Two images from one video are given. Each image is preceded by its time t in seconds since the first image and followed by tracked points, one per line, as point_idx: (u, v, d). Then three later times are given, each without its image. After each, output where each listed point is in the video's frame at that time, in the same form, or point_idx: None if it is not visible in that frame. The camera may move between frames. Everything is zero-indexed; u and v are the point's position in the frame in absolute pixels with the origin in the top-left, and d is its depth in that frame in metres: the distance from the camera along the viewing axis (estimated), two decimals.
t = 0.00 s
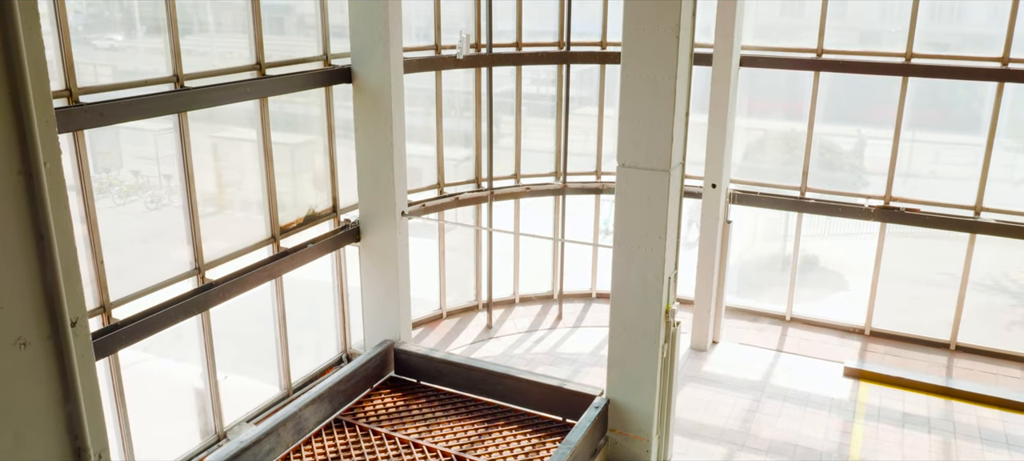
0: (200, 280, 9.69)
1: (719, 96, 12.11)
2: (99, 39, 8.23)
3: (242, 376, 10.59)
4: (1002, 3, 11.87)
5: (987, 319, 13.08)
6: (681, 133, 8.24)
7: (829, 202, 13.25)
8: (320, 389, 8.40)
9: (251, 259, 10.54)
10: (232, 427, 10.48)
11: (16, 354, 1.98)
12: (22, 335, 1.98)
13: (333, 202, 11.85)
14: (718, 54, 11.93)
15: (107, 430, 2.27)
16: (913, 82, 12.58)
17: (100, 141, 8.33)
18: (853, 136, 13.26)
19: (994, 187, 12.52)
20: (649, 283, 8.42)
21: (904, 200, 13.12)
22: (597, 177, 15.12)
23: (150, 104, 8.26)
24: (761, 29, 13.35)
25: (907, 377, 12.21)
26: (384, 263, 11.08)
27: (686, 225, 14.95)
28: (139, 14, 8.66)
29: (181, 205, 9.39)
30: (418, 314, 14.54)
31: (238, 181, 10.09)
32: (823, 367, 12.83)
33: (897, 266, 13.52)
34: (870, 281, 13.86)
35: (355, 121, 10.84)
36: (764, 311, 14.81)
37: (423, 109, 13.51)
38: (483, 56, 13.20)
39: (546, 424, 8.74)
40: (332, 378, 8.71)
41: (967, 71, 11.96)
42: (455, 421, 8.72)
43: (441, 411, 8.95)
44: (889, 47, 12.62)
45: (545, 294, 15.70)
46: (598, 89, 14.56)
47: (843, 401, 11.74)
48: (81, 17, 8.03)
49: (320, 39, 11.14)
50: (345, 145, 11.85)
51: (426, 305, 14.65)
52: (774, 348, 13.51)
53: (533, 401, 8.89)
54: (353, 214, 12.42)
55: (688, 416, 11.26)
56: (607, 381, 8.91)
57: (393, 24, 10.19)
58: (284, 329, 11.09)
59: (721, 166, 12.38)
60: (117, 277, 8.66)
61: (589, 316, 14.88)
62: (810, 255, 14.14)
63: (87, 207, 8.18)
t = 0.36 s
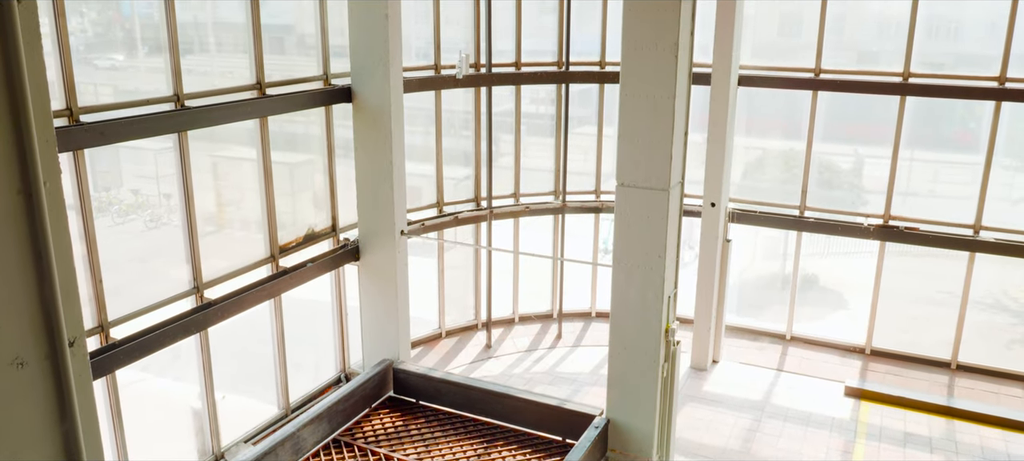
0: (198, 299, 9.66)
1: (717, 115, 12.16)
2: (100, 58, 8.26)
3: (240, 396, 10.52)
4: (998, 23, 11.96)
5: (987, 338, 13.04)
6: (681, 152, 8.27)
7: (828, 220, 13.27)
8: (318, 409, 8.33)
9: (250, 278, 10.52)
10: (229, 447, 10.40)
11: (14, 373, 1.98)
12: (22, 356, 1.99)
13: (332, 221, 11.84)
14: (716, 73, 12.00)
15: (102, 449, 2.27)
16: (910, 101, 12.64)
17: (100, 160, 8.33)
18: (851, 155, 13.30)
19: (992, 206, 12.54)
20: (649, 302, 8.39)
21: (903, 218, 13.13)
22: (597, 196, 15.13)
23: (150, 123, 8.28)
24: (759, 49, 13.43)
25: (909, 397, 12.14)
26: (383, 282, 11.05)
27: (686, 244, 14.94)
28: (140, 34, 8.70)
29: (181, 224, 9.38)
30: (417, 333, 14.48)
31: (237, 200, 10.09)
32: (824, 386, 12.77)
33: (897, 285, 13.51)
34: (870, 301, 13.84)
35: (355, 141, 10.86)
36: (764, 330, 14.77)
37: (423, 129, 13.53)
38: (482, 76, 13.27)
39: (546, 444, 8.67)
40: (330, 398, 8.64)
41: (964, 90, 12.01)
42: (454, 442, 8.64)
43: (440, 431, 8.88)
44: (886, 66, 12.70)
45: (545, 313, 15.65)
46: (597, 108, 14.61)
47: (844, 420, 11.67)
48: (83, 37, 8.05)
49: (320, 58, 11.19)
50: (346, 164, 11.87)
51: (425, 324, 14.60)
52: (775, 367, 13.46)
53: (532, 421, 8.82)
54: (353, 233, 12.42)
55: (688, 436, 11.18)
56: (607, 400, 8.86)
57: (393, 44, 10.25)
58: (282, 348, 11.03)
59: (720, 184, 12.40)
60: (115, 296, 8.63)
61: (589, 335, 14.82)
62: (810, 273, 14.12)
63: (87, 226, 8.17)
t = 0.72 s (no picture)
0: (196, 318, 9.62)
1: (716, 134, 12.19)
2: (101, 77, 8.27)
3: (238, 417, 10.44)
4: (994, 43, 12.04)
5: (988, 357, 13.00)
6: (679, 171, 8.27)
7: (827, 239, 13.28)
8: (316, 429, 8.26)
9: (249, 297, 10.48)
10: None
11: (9, 394, 1.93)
12: (18, 377, 1.95)
13: (331, 240, 11.83)
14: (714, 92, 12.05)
15: None
16: (908, 120, 12.70)
17: (99, 179, 8.32)
18: (849, 174, 13.33)
19: (991, 225, 12.56)
20: (649, 321, 8.36)
21: (902, 237, 13.14)
22: (596, 214, 15.15)
23: (149, 142, 8.29)
24: (757, 68, 13.52)
25: (910, 416, 12.08)
26: (383, 301, 11.02)
27: (685, 263, 14.93)
28: (141, 53, 8.72)
29: (180, 243, 9.35)
30: (416, 353, 14.42)
31: (236, 219, 10.08)
32: (825, 406, 12.69)
33: (897, 304, 13.49)
34: (870, 320, 13.80)
35: (355, 160, 10.88)
36: (764, 350, 14.71)
37: (422, 147, 13.55)
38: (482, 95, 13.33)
39: None
40: (328, 418, 8.57)
41: (962, 109, 12.07)
42: None
43: (439, 452, 8.80)
44: (884, 85, 12.76)
45: (544, 333, 15.60)
46: (596, 128, 14.66)
47: (845, 440, 11.59)
48: (84, 57, 8.06)
49: (320, 78, 11.24)
50: (345, 183, 11.89)
51: (424, 344, 14.54)
52: (775, 387, 13.40)
53: (532, 441, 8.73)
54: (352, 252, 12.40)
55: (689, 457, 11.08)
56: (606, 420, 8.80)
57: (393, 64, 10.29)
58: (281, 368, 10.97)
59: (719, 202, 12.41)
60: (113, 315, 8.59)
61: (589, 354, 14.76)
62: (809, 292, 14.09)
63: (85, 244, 8.14)
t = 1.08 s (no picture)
0: (195, 338, 9.58)
1: (714, 153, 12.22)
2: (102, 97, 8.29)
3: (235, 437, 10.35)
4: (991, 64, 12.12)
5: (990, 376, 12.95)
6: (679, 190, 8.27)
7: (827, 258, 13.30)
8: (314, 449, 8.20)
9: (247, 316, 10.44)
10: None
11: (9, 412, 2.15)
12: (17, 397, 2.16)
13: (330, 259, 11.81)
14: (712, 111, 12.09)
15: None
16: (906, 140, 12.75)
17: (99, 198, 8.32)
18: (848, 193, 13.36)
19: (990, 244, 12.57)
20: (649, 340, 8.32)
21: (902, 256, 13.14)
22: (595, 233, 15.15)
23: (149, 162, 8.30)
24: (755, 87, 13.60)
25: (912, 436, 12.00)
26: (382, 320, 10.97)
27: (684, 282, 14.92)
28: (142, 73, 8.75)
29: (178, 262, 9.32)
30: (415, 372, 14.34)
31: (235, 238, 10.06)
32: (826, 425, 12.62)
33: (897, 323, 13.45)
34: (870, 339, 13.77)
35: (354, 179, 10.91)
36: (764, 369, 14.65)
37: (421, 166, 13.56)
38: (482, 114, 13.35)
39: None
40: (326, 438, 8.51)
41: (960, 128, 12.12)
42: None
43: None
44: (882, 104, 12.83)
45: (543, 352, 15.53)
46: (595, 147, 14.70)
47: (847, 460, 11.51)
48: (86, 76, 8.08)
49: (320, 98, 11.28)
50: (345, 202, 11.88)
51: (423, 363, 14.47)
52: (776, 406, 13.33)
53: None
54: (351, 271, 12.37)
55: None
56: (607, 440, 8.75)
57: (393, 82, 10.38)
58: (279, 388, 10.90)
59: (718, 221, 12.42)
60: (111, 334, 8.53)
61: (589, 374, 14.69)
62: (809, 312, 14.06)
63: (84, 264, 8.12)
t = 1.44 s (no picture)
0: (193, 357, 9.53)
1: (713, 172, 12.25)
2: (102, 116, 8.30)
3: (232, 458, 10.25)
4: (988, 82, 12.15)
5: (991, 396, 12.89)
6: (678, 209, 8.27)
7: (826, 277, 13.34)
8: None
9: (245, 336, 10.38)
10: None
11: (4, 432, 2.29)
12: (12, 417, 2.30)
13: (329, 278, 11.78)
14: (711, 131, 12.13)
15: None
16: (904, 159, 12.79)
17: (99, 217, 8.30)
18: (847, 212, 13.38)
19: (990, 262, 12.56)
20: (649, 359, 8.27)
21: (901, 275, 13.15)
22: (594, 252, 15.15)
23: (148, 181, 8.30)
24: (752, 107, 13.73)
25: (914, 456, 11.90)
26: (380, 340, 10.94)
27: (684, 301, 14.88)
28: (142, 93, 8.77)
29: (177, 281, 9.28)
30: (413, 392, 14.26)
31: (234, 257, 10.03)
32: (827, 445, 12.53)
33: (898, 342, 13.41)
34: (870, 358, 13.71)
35: (354, 199, 10.95)
36: (765, 389, 14.58)
37: (421, 186, 13.58)
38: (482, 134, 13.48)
39: None
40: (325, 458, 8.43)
41: (958, 147, 12.16)
42: None
43: None
44: (880, 124, 12.90)
45: (543, 372, 15.45)
46: (593, 167, 14.72)
47: None
48: (86, 96, 8.09)
49: (320, 117, 11.31)
50: (345, 221, 11.88)
51: (422, 383, 14.39)
52: (777, 427, 13.24)
53: None
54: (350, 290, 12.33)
55: None
56: None
57: (393, 101, 10.40)
58: (277, 408, 10.82)
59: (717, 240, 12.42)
60: (109, 354, 8.48)
61: (588, 393, 14.61)
62: (809, 331, 14.02)
63: (82, 283, 8.08)
